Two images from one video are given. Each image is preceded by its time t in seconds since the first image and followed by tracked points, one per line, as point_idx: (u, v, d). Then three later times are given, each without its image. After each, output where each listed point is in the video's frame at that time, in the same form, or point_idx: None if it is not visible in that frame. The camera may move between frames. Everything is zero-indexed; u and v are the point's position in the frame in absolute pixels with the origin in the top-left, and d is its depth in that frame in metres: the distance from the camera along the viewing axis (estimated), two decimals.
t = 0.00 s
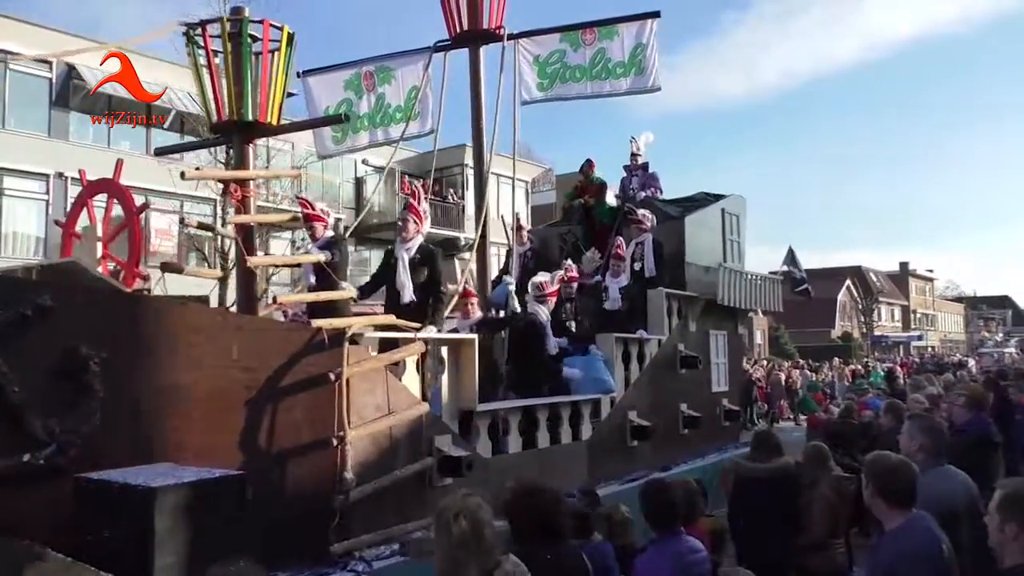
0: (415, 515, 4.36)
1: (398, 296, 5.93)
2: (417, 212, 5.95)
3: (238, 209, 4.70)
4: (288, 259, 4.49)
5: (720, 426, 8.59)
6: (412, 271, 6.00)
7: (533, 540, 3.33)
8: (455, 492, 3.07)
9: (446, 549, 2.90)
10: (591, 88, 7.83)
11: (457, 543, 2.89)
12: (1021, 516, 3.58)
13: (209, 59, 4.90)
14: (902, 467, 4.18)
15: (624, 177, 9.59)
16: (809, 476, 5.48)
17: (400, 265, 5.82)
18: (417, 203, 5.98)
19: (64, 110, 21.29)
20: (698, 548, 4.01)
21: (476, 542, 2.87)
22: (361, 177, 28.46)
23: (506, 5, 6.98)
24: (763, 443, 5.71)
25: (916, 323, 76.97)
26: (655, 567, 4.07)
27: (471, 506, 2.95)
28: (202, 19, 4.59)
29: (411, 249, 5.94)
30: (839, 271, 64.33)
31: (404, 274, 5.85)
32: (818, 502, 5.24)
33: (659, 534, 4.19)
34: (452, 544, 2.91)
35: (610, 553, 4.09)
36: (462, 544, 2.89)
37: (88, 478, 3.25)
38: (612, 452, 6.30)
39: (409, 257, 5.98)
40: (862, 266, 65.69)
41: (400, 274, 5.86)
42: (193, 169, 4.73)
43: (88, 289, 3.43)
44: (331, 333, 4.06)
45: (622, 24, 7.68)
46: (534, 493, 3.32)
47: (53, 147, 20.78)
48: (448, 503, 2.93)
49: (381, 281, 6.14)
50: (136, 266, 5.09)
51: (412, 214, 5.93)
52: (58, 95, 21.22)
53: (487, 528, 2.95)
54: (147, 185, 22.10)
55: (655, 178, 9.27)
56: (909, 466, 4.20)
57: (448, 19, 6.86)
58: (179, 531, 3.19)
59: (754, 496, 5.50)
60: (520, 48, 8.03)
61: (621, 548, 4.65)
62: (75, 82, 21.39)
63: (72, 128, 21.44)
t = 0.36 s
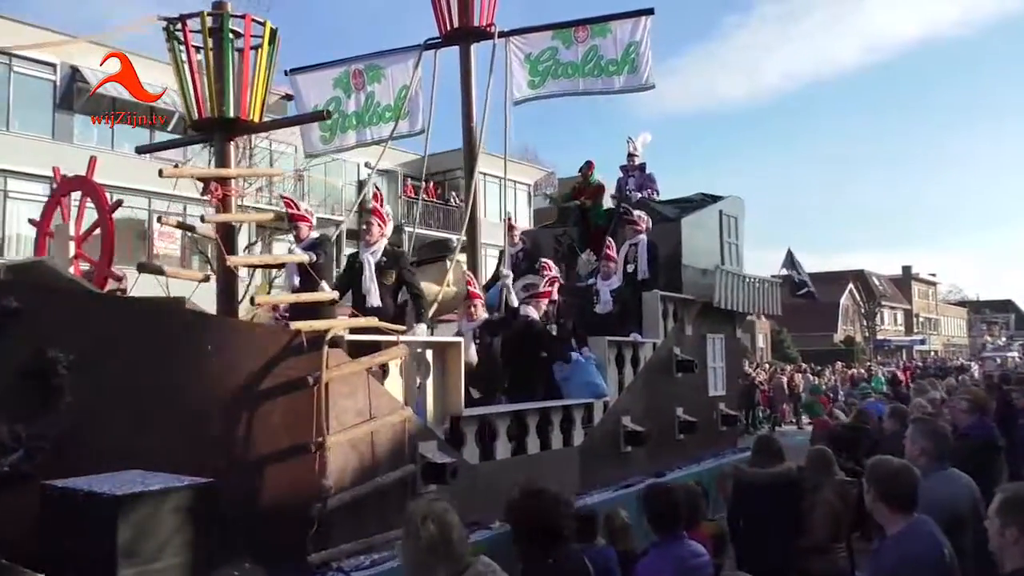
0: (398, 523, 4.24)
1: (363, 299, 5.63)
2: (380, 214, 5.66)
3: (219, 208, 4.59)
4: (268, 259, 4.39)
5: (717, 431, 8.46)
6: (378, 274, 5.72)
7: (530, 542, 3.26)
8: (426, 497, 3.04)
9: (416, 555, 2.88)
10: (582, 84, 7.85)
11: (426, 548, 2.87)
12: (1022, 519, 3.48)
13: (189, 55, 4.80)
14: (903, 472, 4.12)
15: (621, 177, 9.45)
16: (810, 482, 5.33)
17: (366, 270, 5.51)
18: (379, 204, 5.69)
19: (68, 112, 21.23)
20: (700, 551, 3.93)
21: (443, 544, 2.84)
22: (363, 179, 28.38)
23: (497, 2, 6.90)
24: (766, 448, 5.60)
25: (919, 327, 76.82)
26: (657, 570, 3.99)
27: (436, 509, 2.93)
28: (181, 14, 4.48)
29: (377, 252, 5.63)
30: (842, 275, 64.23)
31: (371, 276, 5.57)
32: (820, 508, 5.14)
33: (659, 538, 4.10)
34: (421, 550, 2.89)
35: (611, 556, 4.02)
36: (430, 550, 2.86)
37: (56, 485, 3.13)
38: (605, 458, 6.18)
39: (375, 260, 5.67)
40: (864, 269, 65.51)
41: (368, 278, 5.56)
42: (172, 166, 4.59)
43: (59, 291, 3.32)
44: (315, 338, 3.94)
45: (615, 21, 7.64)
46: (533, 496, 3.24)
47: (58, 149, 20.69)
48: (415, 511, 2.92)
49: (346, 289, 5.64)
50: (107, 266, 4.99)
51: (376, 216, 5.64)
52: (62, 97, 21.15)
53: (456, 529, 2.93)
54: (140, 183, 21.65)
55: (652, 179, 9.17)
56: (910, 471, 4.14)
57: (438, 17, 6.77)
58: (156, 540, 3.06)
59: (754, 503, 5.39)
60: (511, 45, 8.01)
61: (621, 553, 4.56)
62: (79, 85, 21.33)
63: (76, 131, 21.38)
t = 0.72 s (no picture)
0: (379, 529, 4.10)
1: (336, 298, 5.40)
2: (351, 209, 5.50)
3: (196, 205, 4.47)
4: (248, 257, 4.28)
5: (713, 434, 8.33)
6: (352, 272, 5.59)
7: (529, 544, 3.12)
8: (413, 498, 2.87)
9: (403, 560, 2.71)
10: (574, 81, 7.76)
11: (415, 554, 2.69)
12: (1021, 521, 3.36)
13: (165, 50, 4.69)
14: (902, 473, 4.10)
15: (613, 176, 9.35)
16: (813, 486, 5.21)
17: (341, 266, 5.33)
18: (350, 200, 5.51)
19: (70, 114, 21.15)
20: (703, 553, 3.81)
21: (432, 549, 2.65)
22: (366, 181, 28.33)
23: None
24: (766, 451, 5.46)
25: (921, 329, 76.77)
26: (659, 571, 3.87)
27: (425, 513, 2.74)
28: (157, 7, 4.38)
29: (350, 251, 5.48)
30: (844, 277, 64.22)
31: (344, 274, 5.37)
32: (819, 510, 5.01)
33: (663, 539, 3.99)
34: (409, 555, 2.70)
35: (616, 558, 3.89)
36: (418, 554, 2.69)
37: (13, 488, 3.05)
38: (597, 461, 6.04)
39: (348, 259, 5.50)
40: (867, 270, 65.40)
41: (342, 279, 5.36)
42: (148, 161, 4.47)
43: (24, 291, 3.27)
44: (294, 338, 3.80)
45: (607, 17, 7.62)
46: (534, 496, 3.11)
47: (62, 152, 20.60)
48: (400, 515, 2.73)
49: (319, 287, 5.42)
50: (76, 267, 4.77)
51: (347, 212, 5.47)
52: (65, 100, 21.09)
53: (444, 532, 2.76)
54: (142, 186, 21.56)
55: (645, 178, 9.05)
56: (911, 473, 4.11)
57: (427, 13, 6.72)
58: (122, 547, 2.94)
59: (754, 505, 5.27)
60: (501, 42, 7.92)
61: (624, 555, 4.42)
62: (81, 87, 21.25)
63: (79, 133, 21.30)
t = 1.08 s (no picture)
0: (358, 533, 3.97)
1: (319, 293, 5.30)
2: (336, 203, 5.40)
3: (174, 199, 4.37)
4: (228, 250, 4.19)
5: (709, 434, 8.19)
6: (335, 267, 5.48)
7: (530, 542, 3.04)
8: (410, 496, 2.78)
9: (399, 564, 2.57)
10: (565, 72, 7.71)
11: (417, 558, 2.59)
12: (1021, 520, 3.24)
13: (140, 39, 4.60)
14: (906, 470, 4.06)
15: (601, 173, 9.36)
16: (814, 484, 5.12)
17: (324, 260, 5.24)
18: (335, 193, 5.41)
19: (72, 113, 21.04)
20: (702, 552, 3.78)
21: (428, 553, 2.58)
22: (368, 181, 28.27)
23: None
24: (770, 450, 5.31)
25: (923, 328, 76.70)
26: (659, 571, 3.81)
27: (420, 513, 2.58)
28: None
29: (334, 244, 5.39)
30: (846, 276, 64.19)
31: (327, 270, 5.27)
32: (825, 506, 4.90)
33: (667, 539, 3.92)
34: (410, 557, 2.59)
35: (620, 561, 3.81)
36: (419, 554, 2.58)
37: None
38: (588, 462, 5.91)
39: (331, 253, 5.40)
40: (869, 269, 65.29)
41: (325, 272, 5.26)
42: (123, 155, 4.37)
43: None
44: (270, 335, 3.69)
45: (599, 7, 7.57)
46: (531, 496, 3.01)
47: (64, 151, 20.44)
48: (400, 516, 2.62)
49: (301, 279, 5.31)
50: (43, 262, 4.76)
51: (332, 206, 5.38)
52: (67, 98, 20.99)
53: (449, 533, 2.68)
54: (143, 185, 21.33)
55: (634, 173, 9.09)
56: (914, 470, 4.08)
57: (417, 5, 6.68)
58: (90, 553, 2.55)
59: (753, 506, 5.12)
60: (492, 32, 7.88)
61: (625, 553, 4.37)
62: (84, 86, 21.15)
63: (82, 133, 21.20)
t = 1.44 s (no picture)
0: (336, 533, 3.85)
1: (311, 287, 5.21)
2: (330, 192, 5.24)
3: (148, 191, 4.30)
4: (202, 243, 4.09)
5: (704, 429, 8.09)
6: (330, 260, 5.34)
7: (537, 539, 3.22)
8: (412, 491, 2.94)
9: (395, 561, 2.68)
10: (556, 61, 7.65)
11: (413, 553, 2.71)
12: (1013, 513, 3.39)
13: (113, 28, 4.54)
14: (906, 465, 4.19)
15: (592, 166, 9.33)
16: (815, 478, 5.18)
17: (317, 255, 5.15)
18: (329, 182, 5.24)
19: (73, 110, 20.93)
20: (700, 547, 3.94)
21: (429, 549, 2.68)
22: (369, 177, 28.23)
23: None
24: (768, 446, 5.46)
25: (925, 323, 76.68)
26: (659, 566, 4.00)
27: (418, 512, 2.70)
28: None
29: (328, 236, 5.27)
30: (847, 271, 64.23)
31: (320, 261, 5.17)
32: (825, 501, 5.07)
33: (666, 533, 4.13)
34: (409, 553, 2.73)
35: (621, 555, 3.95)
36: (418, 547, 2.72)
37: None
38: (579, 459, 5.80)
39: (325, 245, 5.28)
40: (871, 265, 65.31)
41: (319, 265, 5.17)
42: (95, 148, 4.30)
43: None
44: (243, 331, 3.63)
45: None
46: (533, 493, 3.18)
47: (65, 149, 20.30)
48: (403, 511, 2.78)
49: (290, 269, 5.24)
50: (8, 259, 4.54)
51: (326, 196, 5.22)
52: (67, 96, 20.86)
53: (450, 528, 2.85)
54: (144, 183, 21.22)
55: (624, 165, 9.03)
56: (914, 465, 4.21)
57: None
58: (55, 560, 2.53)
59: (756, 502, 5.31)
60: (482, 23, 7.85)
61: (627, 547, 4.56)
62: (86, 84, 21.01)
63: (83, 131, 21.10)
